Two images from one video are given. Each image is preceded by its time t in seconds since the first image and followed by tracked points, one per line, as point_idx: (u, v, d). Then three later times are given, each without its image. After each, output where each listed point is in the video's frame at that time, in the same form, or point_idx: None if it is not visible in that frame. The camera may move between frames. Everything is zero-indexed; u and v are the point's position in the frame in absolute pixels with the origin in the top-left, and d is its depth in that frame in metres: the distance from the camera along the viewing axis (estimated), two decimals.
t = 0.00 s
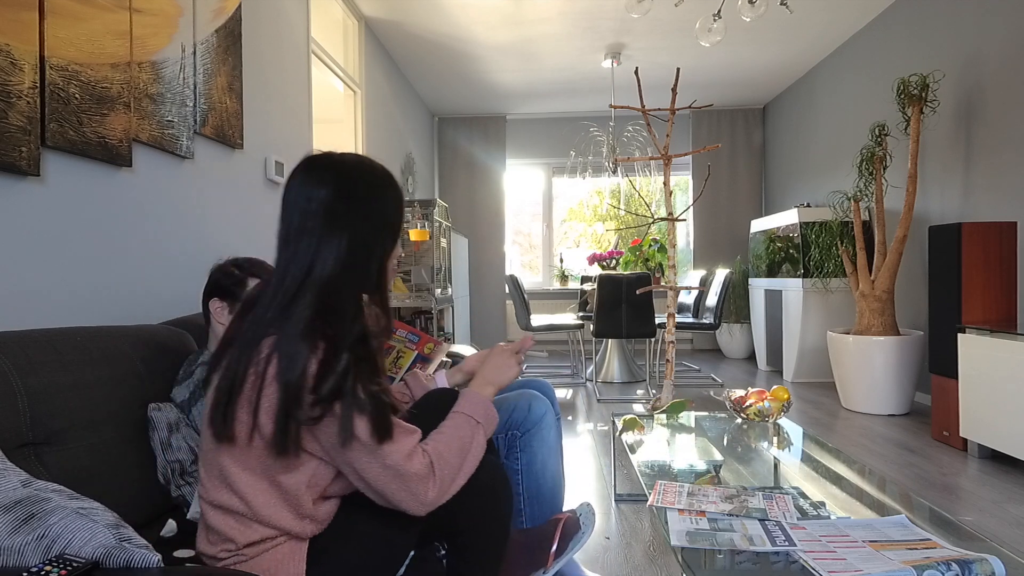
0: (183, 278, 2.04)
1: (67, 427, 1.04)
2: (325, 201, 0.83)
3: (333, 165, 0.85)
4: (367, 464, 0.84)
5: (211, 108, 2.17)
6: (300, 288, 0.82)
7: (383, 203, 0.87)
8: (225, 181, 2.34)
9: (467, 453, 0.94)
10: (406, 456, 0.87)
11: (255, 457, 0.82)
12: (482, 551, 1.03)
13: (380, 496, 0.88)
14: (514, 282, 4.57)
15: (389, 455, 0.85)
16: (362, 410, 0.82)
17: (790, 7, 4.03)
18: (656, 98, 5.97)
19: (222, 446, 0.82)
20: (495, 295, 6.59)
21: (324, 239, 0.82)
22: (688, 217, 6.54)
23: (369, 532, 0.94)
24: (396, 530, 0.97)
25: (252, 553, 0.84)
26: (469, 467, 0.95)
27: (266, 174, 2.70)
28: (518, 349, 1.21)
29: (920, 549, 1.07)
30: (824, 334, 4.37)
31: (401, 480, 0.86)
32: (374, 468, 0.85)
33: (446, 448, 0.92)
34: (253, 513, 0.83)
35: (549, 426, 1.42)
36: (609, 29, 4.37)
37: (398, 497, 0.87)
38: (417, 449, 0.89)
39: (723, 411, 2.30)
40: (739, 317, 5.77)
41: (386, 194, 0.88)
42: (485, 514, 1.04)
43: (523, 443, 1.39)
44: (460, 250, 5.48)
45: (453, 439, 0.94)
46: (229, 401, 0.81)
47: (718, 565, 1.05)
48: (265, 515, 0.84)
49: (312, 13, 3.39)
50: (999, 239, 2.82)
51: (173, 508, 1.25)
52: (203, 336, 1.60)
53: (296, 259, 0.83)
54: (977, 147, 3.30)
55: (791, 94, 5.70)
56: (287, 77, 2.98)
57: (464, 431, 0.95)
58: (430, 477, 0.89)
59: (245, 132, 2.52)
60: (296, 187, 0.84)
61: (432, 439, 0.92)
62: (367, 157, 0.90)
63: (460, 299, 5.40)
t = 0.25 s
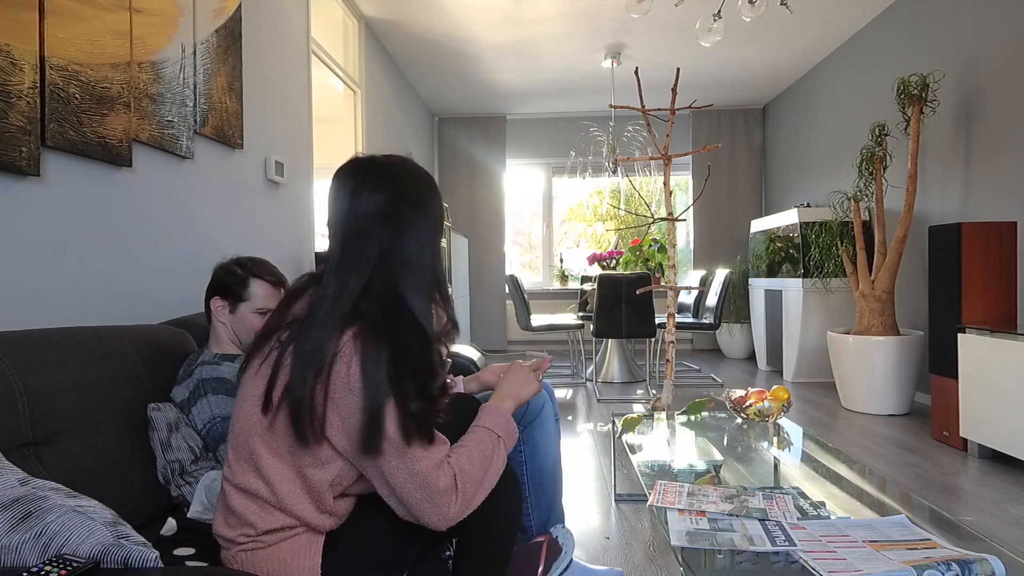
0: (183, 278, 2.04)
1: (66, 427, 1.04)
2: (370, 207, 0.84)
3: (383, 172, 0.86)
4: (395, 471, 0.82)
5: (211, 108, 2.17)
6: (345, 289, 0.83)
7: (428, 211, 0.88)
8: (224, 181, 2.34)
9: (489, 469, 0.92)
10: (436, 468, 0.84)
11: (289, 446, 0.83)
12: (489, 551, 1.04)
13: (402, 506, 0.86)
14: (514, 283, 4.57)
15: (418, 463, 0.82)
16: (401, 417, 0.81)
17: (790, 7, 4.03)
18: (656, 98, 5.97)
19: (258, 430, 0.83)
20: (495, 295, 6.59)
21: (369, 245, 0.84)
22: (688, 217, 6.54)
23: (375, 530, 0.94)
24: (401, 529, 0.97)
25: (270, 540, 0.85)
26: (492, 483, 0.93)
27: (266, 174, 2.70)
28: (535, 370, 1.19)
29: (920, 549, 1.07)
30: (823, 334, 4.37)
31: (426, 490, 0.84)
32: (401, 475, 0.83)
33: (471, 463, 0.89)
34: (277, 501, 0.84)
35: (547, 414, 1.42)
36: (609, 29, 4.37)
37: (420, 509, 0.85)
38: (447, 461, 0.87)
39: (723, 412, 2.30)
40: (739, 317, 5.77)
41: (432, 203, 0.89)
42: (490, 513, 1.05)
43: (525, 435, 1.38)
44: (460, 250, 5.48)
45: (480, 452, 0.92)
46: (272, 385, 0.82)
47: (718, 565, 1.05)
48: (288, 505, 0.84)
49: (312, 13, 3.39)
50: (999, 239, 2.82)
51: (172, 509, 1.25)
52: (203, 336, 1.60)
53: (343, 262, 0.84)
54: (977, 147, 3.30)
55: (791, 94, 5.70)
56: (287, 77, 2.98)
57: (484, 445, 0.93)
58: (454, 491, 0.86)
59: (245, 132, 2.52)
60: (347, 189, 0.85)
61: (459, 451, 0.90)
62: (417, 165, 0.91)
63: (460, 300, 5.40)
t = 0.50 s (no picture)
0: (183, 278, 2.04)
1: (66, 427, 1.04)
2: (391, 214, 0.87)
3: (400, 179, 0.88)
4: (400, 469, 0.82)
5: (211, 108, 2.17)
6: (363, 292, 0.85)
7: (442, 218, 0.90)
8: (224, 181, 2.34)
9: (492, 469, 0.91)
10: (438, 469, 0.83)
11: (292, 445, 0.83)
12: (489, 553, 1.03)
13: (405, 506, 0.86)
14: (514, 283, 4.58)
15: (422, 465, 0.82)
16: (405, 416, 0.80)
17: (790, 6, 4.03)
18: (656, 98, 5.97)
19: (261, 429, 0.83)
20: (495, 295, 6.59)
21: (391, 252, 0.86)
22: (688, 217, 6.54)
23: (376, 530, 0.94)
24: (402, 528, 0.97)
25: (272, 539, 0.85)
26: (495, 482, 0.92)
27: (266, 174, 2.70)
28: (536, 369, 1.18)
29: (920, 549, 1.07)
30: (824, 334, 4.37)
31: (429, 494, 0.83)
32: (405, 477, 0.82)
33: (475, 464, 0.88)
34: (279, 500, 0.84)
35: (550, 417, 1.42)
36: (609, 29, 4.37)
37: (423, 510, 0.84)
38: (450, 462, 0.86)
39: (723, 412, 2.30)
40: (739, 317, 5.77)
41: (446, 210, 0.91)
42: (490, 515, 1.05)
43: (529, 439, 1.38)
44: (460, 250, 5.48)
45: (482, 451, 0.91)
46: (276, 385, 0.82)
47: (718, 565, 1.05)
48: (291, 504, 0.84)
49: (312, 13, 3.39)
50: (999, 239, 2.82)
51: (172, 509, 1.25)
52: (203, 335, 1.60)
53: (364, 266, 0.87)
54: (977, 147, 3.29)
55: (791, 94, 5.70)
56: (287, 77, 2.98)
57: (489, 443, 0.92)
58: (457, 494, 0.85)
59: (245, 132, 2.52)
60: (366, 193, 0.88)
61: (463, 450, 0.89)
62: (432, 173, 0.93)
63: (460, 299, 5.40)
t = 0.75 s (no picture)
0: (184, 278, 2.04)
1: (67, 427, 1.04)
2: (368, 205, 0.85)
3: (373, 170, 0.86)
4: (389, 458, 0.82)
5: (211, 108, 2.17)
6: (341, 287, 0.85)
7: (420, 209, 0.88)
8: (224, 181, 2.34)
9: (484, 451, 0.92)
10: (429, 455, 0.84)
11: (278, 445, 0.83)
12: (487, 553, 1.04)
13: (401, 495, 0.86)
14: (514, 283, 4.58)
15: (412, 452, 0.83)
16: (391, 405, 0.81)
17: (791, 6, 4.03)
18: (656, 98, 5.98)
19: (244, 433, 0.83)
20: (495, 295, 6.59)
21: (369, 243, 0.84)
22: (688, 217, 6.55)
23: (374, 529, 0.94)
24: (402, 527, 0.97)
25: (268, 541, 0.85)
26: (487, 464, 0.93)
27: (266, 174, 2.70)
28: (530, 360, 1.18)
29: (920, 549, 1.07)
30: (824, 334, 4.37)
31: (423, 479, 0.84)
32: (396, 465, 0.83)
33: (466, 449, 0.89)
34: (272, 502, 0.84)
35: (550, 419, 1.41)
36: (609, 29, 4.37)
37: (419, 495, 0.85)
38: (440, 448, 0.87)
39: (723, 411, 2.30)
40: (739, 317, 5.77)
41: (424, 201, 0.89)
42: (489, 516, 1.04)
43: (526, 437, 1.39)
44: (460, 250, 5.48)
45: (472, 435, 0.91)
46: (256, 388, 0.82)
47: (718, 565, 1.05)
48: (283, 505, 0.84)
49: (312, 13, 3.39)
50: (999, 239, 2.82)
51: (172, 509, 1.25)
52: (203, 335, 1.60)
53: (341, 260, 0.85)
54: (977, 147, 3.29)
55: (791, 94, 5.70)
56: (287, 77, 2.98)
57: (480, 428, 0.93)
58: (451, 477, 0.86)
59: (245, 132, 2.52)
60: (334, 185, 0.86)
61: (455, 436, 0.90)
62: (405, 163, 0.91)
63: (460, 300, 5.40)
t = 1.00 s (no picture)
0: (184, 278, 2.04)
1: (67, 427, 1.04)
2: (334, 204, 0.84)
3: (339, 169, 0.85)
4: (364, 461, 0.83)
5: (211, 108, 2.17)
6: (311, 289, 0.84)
7: (388, 208, 0.88)
8: (224, 181, 2.34)
9: (465, 453, 0.92)
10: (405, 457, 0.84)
11: (254, 453, 0.83)
12: (482, 557, 1.03)
13: (379, 497, 0.87)
14: (514, 283, 4.58)
15: (385, 456, 0.83)
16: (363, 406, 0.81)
17: (791, 6, 4.03)
18: (656, 98, 5.97)
19: (219, 441, 0.83)
20: (495, 295, 6.59)
21: (336, 242, 0.84)
22: (688, 217, 6.54)
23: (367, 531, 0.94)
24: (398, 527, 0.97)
25: (254, 549, 0.85)
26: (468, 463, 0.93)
27: (266, 174, 2.70)
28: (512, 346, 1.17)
29: (920, 549, 1.07)
30: (824, 334, 4.37)
31: (398, 481, 0.84)
32: (370, 468, 0.83)
33: (445, 449, 0.89)
34: (253, 510, 0.84)
35: (552, 429, 1.41)
36: (609, 29, 4.37)
37: (396, 496, 0.85)
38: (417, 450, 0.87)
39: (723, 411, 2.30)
40: (739, 317, 5.77)
41: (393, 199, 0.88)
42: (483, 521, 1.03)
43: (527, 446, 1.39)
44: (460, 250, 5.48)
45: (451, 436, 0.91)
46: (228, 396, 0.83)
47: (718, 565, 1.05)
48: (265, 511, 0.84)
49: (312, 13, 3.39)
50: (999, 239, 2.82)
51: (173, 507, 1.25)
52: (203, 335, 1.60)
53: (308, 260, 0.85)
54: (977, 147, 3.30)
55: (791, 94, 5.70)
56: (287, 77, 2.98)
57: (462, 430, 0.93)
58: (427, 479, 0.86)
59: (245, 131, 2.52)
60: (301, 187, 0.85)
61: (432, 438, 0.90)
62: (374, 160, 0.90)
63: (460, 300, 5.40)
